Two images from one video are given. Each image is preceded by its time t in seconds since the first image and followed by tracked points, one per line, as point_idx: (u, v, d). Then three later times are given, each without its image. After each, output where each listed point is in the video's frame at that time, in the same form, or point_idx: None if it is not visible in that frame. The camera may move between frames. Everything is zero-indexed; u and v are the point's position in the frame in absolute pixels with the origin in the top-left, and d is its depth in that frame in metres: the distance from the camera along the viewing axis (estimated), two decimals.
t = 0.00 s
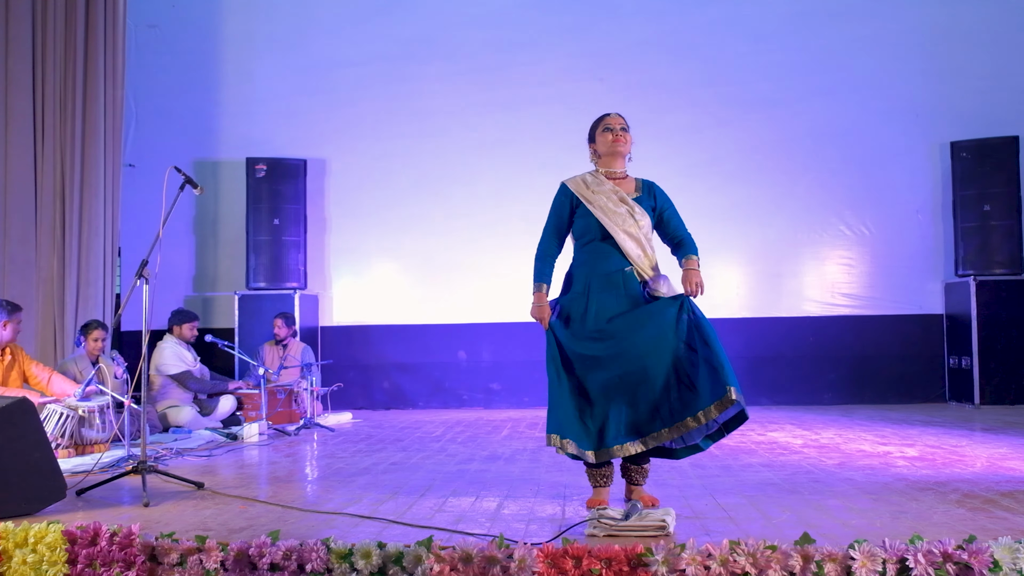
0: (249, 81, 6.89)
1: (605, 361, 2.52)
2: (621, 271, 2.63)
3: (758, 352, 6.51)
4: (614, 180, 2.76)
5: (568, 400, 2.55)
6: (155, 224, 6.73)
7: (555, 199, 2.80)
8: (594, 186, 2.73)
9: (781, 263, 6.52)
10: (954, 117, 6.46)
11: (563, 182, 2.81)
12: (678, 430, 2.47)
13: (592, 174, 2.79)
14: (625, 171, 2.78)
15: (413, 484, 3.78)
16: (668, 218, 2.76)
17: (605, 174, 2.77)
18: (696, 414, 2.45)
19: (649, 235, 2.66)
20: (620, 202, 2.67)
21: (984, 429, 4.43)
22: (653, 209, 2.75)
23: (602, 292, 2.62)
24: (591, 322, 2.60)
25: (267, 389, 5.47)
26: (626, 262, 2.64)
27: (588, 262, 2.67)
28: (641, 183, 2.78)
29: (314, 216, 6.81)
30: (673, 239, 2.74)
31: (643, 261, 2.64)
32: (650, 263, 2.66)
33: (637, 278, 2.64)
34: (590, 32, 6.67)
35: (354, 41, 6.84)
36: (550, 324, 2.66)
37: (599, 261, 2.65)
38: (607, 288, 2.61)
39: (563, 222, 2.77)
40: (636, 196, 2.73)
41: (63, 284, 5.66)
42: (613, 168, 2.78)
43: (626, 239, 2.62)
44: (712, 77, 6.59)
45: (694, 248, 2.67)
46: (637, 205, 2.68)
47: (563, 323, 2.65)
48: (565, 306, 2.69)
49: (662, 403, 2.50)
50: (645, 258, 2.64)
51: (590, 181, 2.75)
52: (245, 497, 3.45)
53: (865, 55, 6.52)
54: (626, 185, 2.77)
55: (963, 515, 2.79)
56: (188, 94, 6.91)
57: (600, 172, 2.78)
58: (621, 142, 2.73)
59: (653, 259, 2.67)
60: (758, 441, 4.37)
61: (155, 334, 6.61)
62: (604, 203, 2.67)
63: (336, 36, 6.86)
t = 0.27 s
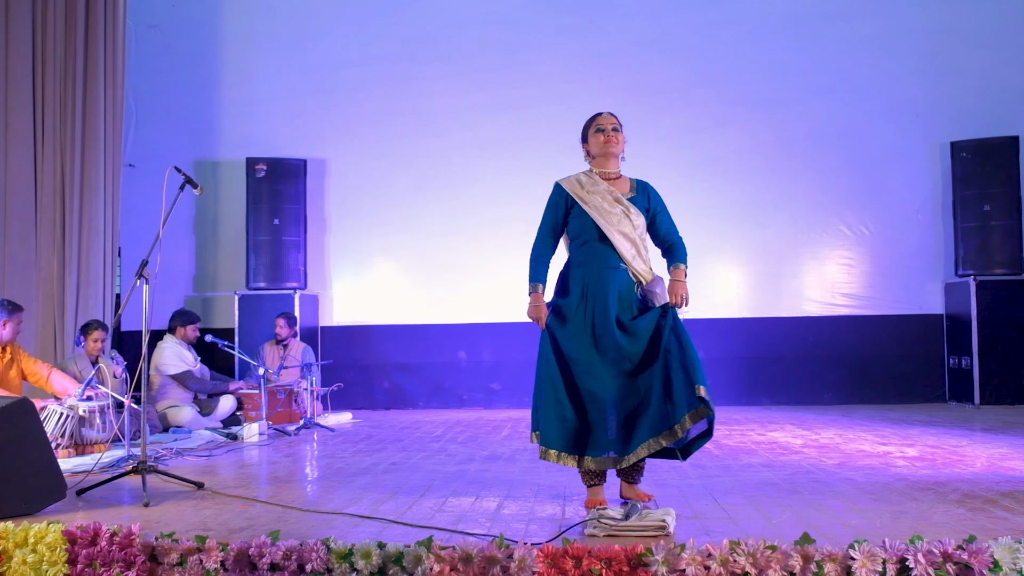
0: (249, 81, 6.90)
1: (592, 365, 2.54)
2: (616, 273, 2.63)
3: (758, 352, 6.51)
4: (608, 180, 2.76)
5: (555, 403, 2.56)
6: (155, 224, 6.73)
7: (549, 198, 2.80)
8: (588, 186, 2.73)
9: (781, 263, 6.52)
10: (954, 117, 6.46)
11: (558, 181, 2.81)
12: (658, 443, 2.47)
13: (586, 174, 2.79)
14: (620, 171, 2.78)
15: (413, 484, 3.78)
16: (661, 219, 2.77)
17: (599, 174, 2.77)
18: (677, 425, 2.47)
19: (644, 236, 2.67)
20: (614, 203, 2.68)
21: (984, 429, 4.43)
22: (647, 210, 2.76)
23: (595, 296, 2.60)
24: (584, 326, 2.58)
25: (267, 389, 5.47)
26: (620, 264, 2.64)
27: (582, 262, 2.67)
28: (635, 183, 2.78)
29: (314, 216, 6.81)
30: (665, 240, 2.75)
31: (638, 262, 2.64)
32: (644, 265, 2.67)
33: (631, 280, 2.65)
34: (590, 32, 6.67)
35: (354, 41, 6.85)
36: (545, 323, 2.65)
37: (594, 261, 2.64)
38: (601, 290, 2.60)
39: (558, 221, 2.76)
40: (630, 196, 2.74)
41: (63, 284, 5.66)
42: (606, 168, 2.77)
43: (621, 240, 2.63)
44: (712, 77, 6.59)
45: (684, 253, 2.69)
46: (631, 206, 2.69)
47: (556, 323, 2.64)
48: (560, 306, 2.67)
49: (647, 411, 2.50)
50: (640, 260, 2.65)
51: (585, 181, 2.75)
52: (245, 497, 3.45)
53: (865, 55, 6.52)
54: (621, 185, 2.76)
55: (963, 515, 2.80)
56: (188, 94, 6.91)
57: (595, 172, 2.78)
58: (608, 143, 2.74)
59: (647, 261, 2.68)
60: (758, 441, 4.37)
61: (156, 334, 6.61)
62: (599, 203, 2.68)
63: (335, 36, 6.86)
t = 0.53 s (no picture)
0: (249, 81, 6.90)
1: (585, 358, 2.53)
2: (622, 271, 2.62)
3: (758, 352, 6.51)
4: (611, 181, 2.77)
5: (542, 394, 2.58)
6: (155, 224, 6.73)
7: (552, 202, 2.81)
8: (591, 188, 2.74)
9: (780, 263, 6.52)
10: (954, 117, 6.46)
11: (561, 186, 2.82)
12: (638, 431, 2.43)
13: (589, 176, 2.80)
14: (622, 172, 2.78)
15: (413, 485, 3.77)
16: (668, 216, 2.75)
17: (602, 176, 2.77)
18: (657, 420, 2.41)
19: (649, 233, 2.66)
20: (618, 201, 2.68)
21: (984, 429, 4.43)
22: (652, 208, 2.75)
23: (598, 293, 2.61)
24: (578, 319, 2.60)
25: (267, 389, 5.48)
26: (626, 262, 2.63)
27: (588, 262, 2.67)
28: (640, 182, 2.77)
29: (314, 216, 6.81)
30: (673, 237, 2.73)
31: (644, 259, 2.63)
32: (650, 262, 2.65)
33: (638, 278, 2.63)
34: (590, 32, 6.67)
35: (353, 41, 6.84)
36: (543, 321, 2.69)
37: (599, 260, 2.64)
38: (602, 290, 2.60)
39: (561, 223, 2.77)
40: (634, 194, 2.73)
41: (63, 284, 5.66)
42: (611, 172, 2.78)
43: (627, 237, 2.62)
44: (712, 77, 6.59)
45: (698, 249, 2.66)
46: (635, 204, 2.68)
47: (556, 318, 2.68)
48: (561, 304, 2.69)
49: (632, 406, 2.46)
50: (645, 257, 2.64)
51: (587, 183, 2.76)
52: (245, 497, 3.45)
53: (865, 55, 6.52)
54: (625, 184, 2.76)
55: (963, 515, 2.79)
56: (188, 95, 6.91)
57: (598, 174, 2.79)
58: (609, 150, 2.74)
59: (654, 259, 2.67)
60: (758, 441, 4.37)
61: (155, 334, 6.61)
62: (602, 203, 2.68)
63: (335, 36, 6.86)
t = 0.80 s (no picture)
0: (249, 81, 6.89)
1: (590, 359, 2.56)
2: (620, 272, 2.64)
3: (758, 352, 6.51)
4: (611, 181, 2.76)
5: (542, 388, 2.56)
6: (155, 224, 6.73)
7: (551, 199, 2.80)
8: (592, 187, 2.73)
9: (780, 262, 6.53)
10: (954, 117, 6.46)
11: (560, 183, 2.81)
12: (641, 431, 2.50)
13: (589, 175, 2.79)
14: (623, 173, 2.77)
15: (413, 485, 3.77)
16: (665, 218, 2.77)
17: (603, 177, 2.77)
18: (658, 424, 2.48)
19: (648, 235, 2.66)
20: (618, 202, 2.67)
21: (984, 429, 4.43)
22: (651, 210, 2.76)
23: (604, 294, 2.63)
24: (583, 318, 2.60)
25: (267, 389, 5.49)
26: (623, 263, 2.64)
27: (586, 261, 2.68)
28: (638, 185, 2.77)
29: (314, 216, 6.81)
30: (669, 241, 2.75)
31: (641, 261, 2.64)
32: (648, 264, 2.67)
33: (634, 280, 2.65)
34: (590, 32, 6.67)
35: (353, 41, 6.84)
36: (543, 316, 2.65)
37: (597, 261, 2.65)
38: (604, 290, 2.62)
39: (559, 221, 2.76)
40: (634, 197, 2.73)
41: (62, 283, 5.66)
42: (611, 171, 2.77)
43: (625, 239, 2.62)
44: (711, 77, 6.59)
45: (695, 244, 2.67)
46: (635, 206, 2.68)
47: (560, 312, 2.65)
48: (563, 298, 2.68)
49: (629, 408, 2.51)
50: (643, 258, 2.65)
51: (587, 182, 2.75)
52: (245, 497, 3.45)
53: (865, 55, 6.52)
54: (624, 186, 2.76)
55: (963, 515, 2.79)
56: (188, 95, 6.91)
57: (598, 173, 2.78)
58: (621, 152, 2.73)
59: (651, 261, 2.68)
60: (758, 441, 4.37)
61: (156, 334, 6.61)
62: (602, 203, 2.67)
63: (335, 36, 6.86)
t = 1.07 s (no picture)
0: (249, 81, 6.89)
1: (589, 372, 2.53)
2: (617, 273, 2.62)
3: (757, 352, 6.51)
4: (610, 179, 2.76)
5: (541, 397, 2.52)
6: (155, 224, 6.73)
7: (552, 196, 2.80)
8: (591, 185, 2.73)
9: (780, 262, 6.53)
10: (954, 118, 6.46)
11: (559, 180, 2.81)
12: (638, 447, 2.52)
13: (588, 172, 2.79)
14: (621, 171, 2.78)
15: (413, 485, 3.77)
16: (664, 217, 2.76)
17: (601, 174, 2.77)
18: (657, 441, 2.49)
19: (647, 235, 2.67)
20: (617, 201, 2.68)
21: (984, 429, 4.43)
22: (649, 208, 2.76)
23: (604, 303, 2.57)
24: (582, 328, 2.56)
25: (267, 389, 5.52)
26: (621, 264, 2.63)
27: (585, 261, 2.66)
28: (638, 182, 2.78)
29: (314, 216, 6.81)
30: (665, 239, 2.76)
31: (639, 262, 2.62)
32: (647, 264, 2.64)
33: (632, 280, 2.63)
34: (590, 32, 6.67)
35: (353, 41, 6.84)
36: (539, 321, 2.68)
37: (596, 261, 2.64)
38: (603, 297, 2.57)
39: (559, 219, 2.76)
40: (633, 194, 2.74)
41: (62, 283, 5.66)
42: (609, 168, 2.77)
43: (624, 239, 2.63)
44: (712, 77, 6.59)
45: (686, 254, 2.66)
46: (634, 205, 2.69)
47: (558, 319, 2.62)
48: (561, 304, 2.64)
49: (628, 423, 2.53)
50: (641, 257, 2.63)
51: (587, 180, 2.75)
52: (245, 497, 3.45)
53: (865, 55, 6.52)
54: (623, 183, 2.76)
55: (963, 515, 2.79)
56: (188, 94, 6.91)
57: (598, 170, 2.77)
58: (621, 149, 2.74)
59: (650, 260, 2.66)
60: (758, 441, 4.37)
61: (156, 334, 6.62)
62: (601, 202, 2.67)
63: (336, 37, 6.86)
